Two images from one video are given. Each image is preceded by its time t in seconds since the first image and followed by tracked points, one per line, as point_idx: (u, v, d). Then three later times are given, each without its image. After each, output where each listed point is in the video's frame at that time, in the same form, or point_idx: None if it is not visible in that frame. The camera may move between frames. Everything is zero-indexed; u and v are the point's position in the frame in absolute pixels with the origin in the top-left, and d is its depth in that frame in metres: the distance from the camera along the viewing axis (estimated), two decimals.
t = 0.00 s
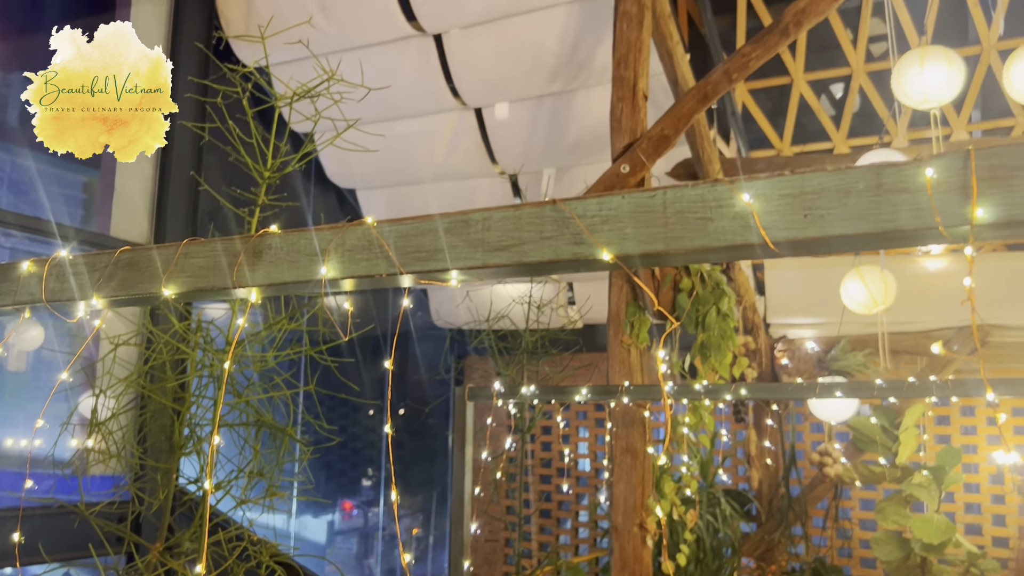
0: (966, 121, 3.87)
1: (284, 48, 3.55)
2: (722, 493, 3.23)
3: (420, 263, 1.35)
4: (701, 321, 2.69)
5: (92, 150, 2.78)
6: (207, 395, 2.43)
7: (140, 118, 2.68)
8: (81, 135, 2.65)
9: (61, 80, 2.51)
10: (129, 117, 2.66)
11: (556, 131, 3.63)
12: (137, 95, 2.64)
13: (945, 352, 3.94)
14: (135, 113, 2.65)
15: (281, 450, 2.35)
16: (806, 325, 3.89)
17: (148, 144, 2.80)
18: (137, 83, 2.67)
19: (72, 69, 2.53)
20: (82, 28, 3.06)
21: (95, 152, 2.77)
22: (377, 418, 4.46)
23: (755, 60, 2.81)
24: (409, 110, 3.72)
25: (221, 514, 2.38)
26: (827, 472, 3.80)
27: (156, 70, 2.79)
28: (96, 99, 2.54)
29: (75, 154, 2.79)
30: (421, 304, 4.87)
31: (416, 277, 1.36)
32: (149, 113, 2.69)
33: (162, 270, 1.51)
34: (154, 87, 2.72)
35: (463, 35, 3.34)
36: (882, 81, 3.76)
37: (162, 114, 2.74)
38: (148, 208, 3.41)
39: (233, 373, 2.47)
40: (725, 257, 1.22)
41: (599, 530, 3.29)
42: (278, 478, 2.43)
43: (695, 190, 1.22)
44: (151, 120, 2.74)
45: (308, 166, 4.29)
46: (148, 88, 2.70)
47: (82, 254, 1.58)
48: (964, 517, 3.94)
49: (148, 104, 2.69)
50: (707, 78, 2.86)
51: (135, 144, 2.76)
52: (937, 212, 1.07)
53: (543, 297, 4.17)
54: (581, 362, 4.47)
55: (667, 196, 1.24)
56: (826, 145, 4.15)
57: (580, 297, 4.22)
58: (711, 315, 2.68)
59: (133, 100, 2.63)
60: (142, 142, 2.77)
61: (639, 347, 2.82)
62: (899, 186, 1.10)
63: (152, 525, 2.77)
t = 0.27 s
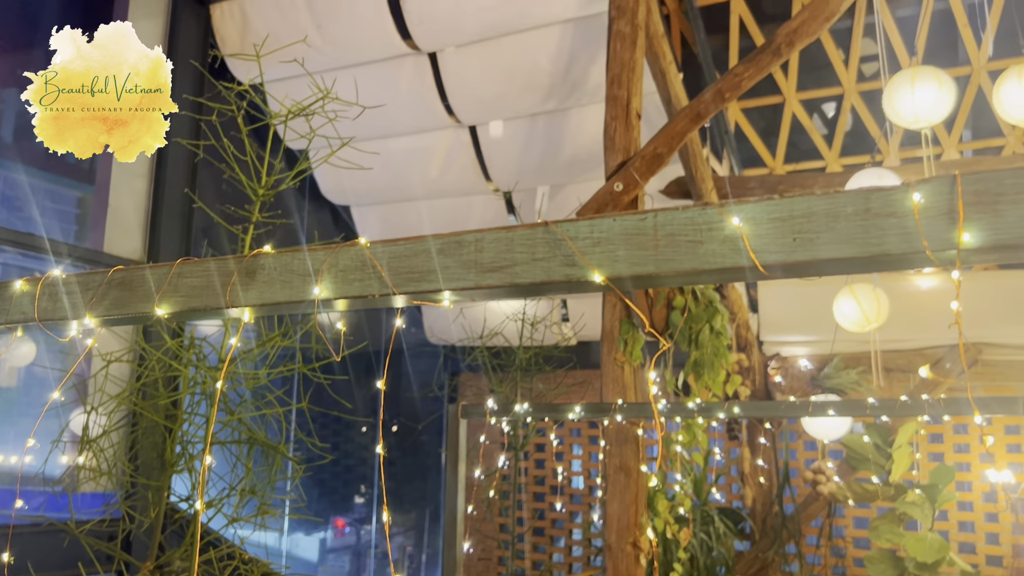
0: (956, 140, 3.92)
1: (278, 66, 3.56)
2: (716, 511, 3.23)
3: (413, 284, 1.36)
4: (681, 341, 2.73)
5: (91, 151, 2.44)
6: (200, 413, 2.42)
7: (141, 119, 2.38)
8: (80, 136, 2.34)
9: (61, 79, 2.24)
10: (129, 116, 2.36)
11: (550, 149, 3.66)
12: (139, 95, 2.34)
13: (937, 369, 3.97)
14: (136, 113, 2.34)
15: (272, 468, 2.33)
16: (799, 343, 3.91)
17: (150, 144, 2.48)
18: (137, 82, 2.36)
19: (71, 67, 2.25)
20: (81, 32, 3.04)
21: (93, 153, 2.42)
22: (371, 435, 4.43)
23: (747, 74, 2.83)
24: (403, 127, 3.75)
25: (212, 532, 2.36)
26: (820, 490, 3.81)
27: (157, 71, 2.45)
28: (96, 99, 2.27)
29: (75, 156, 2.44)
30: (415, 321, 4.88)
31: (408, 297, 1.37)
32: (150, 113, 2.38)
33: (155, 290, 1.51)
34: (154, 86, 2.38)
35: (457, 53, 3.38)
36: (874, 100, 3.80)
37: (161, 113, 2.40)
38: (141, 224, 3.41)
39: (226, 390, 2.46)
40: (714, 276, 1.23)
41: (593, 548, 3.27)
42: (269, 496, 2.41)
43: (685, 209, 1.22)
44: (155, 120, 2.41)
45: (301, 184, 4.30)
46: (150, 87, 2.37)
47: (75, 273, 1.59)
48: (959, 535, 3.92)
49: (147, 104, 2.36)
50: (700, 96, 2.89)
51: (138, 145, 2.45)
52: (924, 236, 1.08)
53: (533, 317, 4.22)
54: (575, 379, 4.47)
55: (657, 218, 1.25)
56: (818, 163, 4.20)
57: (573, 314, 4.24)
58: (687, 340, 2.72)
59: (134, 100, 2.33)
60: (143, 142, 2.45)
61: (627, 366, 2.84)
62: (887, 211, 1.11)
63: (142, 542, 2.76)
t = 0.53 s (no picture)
0: (948, 158, 3.96)
1: (275, 82, 3.58)
2: (710, 528, 3.23)
3: (407, 304, 1.36)
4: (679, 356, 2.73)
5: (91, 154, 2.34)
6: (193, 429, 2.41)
7: (142, 119, 2.29)
8: (80, 137, 2.25)
9: (61, 79, 2.15)
10: (129, 116, 2.27)
11: (545, 165, 3.69)
12: (138, 95, 2.25)
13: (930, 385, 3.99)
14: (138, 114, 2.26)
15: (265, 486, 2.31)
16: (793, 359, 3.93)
17: (150, 144, 2.40)
18: (138, 82, 2.26)
19: (71, 66, 2.16)
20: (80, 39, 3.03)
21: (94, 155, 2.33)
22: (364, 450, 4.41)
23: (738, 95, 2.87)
24: (399, 143, 3.78)
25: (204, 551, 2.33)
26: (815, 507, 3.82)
27: (158, 71, 2.35)
28: (96, 99, 2.18)
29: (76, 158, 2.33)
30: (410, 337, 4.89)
31: (403, 317, 1.37)
32: (151, 113, 2.29)
33: (150, 309, 1.51)
34: (154, 86, 2.28)
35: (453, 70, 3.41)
36: (866, 118, 3.84)
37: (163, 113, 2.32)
38: (135, 238, 3.40)
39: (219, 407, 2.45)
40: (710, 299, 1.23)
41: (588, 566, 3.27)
42: (262, 514, 2.39)
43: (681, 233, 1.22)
44: (155, 120, 2.33)
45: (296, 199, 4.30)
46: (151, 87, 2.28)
47: (69, 291, 1.59)
48: (953, 552, 3.91)
49: (148, 104, 2.27)
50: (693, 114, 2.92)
51: (138, 145, 2.38)
52: (916, 260, 1.09)
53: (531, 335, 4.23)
54: (570, 396, 4.46)
55: (652, 239, 1.25)
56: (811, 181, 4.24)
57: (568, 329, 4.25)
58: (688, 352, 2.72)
59: (134, 100, 2.24)
60: (143, 141, 2.38)
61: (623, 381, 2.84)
62: (880, 235, 1.11)
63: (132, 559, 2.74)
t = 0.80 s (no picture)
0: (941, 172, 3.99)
1: (270, 95, 3.61)
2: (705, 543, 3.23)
3: (402, 319, 1.36)
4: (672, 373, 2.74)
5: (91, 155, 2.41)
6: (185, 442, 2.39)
7: (141, 119, 2.34)
8: (80, 136, 2.31)
9: (61, 80, 2.20)
10: (129, 117, 2.33)
11: (540, 179, 3.70)
12: (137, 95, 2.30)
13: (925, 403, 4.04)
14: (136, 114, 2.32)
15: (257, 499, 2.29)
16: (786, 373, 3.95)
17: (149, 144, 2.49)
18: (137, 83, 2.32)
19: (72, 69, 2.23)
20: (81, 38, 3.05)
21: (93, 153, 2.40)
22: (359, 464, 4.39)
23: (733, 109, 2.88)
24: (394, 157, 3.79)
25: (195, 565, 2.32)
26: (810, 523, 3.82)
27: (157, 71, 2.43)
28: (96, 99, 2.23)
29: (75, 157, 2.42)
30: (403, 351, 4.88)
31: (398, 332, 1.37)
32: (151, 113, 2.34)
33: (143, 323, 1.51)
34: (154, 87, 2.34)
35: (448, 83, 3.45)
36: (861, 132, 3.87)
37: (161, 113, 2.38)
38: (129, 251, 3.40)
39: (212, 420, 2.43)
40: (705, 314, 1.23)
41: None
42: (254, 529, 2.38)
43: (676, 250, 1.23)
44: (154, 121, 2.39)
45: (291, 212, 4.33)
46: (149, 88, 2.33)
47: (62, 306, 1.59)
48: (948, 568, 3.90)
49: (148, 105, 2.33)
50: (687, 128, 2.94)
51: (137, 146, 2.45)
52: (910, 278, 1.09)
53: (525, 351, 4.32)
54: (564, 408, 4.44)
55: (646, 256, 1.26)
56: (805, 196, 4.28)
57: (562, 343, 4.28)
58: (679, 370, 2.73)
59: (134, 100, 2.29)
60: (142, 140, 2.46)
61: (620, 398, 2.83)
62: (874, 252, 1.12)
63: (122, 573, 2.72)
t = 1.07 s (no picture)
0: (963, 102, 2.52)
1: (265, 105, 3.51)
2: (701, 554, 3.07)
3: (396, 328, 2.18)
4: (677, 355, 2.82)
5: (92, 149, 2.76)
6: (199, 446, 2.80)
7: (138, 118, 2.70)
8: (79, 134, 2.67)
9: (62, 80, 2.53)
10: (129, 117, 2.69)
11: (538, 184, 3.19)
12: (137, 95, 2.61)
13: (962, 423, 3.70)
14: (133, 113, 2.67)
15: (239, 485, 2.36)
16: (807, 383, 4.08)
17: (149, 143, 2.88)
18: (137, 83, 2.62)
19: (73, 70, 2.57)
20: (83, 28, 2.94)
21: (94, 152, 2.79)
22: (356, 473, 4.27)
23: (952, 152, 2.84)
24: (393, 165, 3.46)
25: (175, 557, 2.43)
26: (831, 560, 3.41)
27: (155, 70, 2.74)
28: (96, 99, 2.52)
29: (76, 154, 2.79)
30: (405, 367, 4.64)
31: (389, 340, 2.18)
32: (149, 112, 2.69)
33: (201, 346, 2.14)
34: (154, 85, 2.68)
35: (445, 94, 3.44)
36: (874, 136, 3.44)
37: (163, 115, 2.80)
38: (125, 259, 3.44)
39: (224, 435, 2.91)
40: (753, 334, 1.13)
41: None
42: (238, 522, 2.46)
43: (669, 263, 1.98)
44: (153, 122, 2.78)
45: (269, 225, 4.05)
46: (148, 88, 2.65)
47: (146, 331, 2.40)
48: None
49: (148, 104, 2.67)
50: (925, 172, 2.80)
51: (137, 145, 2.84)
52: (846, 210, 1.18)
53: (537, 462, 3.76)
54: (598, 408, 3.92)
55: (638, 267, 2.01)
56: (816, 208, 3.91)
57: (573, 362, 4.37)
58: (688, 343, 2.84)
59: (133, 99, 2.61)
60: (143, 140, 2.84)
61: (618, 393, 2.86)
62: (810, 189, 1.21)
63: None
